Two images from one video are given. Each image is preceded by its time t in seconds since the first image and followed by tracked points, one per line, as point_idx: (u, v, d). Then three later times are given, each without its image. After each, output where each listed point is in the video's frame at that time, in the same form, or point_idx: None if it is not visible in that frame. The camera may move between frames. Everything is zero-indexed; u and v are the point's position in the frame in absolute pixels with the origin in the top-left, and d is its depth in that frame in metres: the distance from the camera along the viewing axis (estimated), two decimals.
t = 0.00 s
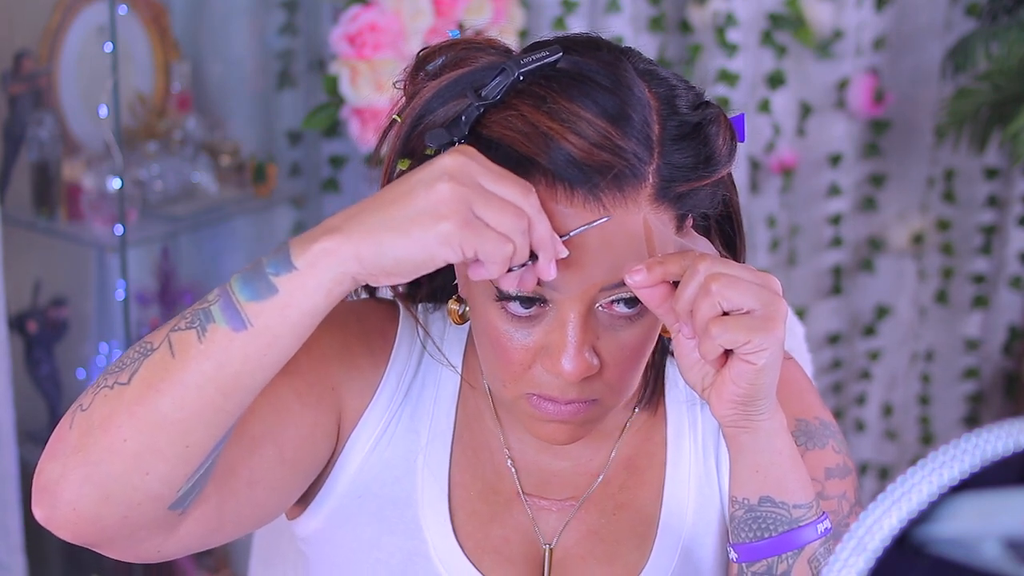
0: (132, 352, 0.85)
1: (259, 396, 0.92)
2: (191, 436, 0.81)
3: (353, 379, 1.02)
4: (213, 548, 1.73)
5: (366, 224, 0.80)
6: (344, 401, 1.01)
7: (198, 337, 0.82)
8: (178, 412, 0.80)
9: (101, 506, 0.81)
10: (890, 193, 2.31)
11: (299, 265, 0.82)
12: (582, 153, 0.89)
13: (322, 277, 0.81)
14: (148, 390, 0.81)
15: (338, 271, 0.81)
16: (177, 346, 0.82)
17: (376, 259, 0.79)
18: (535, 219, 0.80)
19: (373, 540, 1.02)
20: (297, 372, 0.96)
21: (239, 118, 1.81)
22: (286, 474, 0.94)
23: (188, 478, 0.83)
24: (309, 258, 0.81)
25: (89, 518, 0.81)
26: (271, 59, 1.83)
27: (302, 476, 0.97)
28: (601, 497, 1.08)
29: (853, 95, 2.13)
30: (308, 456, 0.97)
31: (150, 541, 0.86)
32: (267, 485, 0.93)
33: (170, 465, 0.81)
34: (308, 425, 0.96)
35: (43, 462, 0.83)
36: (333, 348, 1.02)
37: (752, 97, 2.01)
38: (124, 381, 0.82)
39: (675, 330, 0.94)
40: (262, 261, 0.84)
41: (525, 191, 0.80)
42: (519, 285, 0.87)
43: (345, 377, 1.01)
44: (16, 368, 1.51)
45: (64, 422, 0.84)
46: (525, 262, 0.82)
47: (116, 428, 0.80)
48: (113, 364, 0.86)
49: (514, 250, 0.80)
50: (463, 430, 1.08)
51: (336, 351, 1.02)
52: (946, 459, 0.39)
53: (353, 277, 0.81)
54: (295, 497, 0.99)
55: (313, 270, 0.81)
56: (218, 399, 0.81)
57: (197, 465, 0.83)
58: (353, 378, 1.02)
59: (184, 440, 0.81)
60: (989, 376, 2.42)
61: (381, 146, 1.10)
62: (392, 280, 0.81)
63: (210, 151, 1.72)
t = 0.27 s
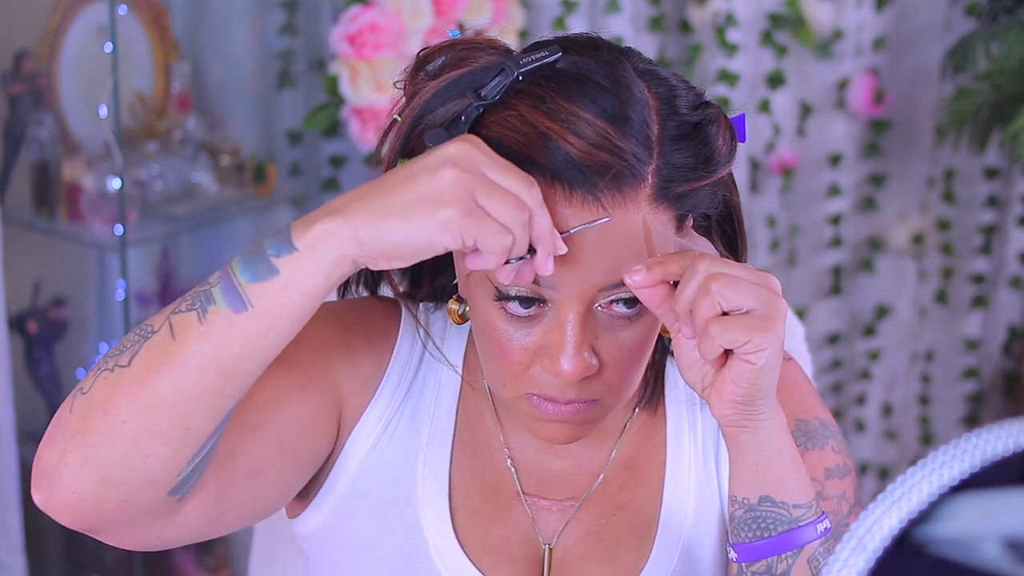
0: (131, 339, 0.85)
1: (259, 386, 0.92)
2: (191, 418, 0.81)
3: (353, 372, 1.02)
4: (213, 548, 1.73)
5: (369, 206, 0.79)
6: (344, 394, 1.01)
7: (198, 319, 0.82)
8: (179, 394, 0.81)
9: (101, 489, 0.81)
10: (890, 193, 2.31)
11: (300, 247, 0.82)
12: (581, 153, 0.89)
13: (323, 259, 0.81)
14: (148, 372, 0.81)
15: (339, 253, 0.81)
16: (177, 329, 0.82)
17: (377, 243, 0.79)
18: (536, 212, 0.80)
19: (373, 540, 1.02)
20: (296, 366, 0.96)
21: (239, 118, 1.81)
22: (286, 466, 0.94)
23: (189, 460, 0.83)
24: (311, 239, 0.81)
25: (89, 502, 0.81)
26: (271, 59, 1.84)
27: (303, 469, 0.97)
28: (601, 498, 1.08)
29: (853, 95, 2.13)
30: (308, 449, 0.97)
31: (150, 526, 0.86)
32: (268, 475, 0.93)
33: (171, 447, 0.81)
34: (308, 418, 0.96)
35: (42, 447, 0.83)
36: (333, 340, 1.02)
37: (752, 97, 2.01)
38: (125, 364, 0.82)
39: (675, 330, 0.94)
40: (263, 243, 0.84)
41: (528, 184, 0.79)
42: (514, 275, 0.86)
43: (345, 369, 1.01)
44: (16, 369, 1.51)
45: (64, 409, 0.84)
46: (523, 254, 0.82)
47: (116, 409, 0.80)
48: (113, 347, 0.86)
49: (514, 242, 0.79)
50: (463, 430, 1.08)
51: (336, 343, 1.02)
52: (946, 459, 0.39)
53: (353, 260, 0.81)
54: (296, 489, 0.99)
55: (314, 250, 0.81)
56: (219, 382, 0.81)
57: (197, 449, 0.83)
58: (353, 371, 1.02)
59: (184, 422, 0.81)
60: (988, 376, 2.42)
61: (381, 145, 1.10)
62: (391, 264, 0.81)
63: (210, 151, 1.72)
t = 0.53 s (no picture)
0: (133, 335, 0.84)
1: (259, 383, 0.91)
2: (193, 414, 0.81)
3: (355, 370, 1.02)
4: (213, 548, 1.73)
5: (371, 204, 0.80)
6: (346, 392, 1.01)
7: (201, 314, 0.82)
8: (180, 390, 0.80)
9: (102, 485, 0.81)
10: (890, 193, 2.31)
11: (302, 243, 0.81)
12: (581, 153, 0.89)
13: (326, 255, 0.81)
14: (151, 368, 0.81)
15: (341, 249, 0.81)
16: (180, 324, 0.82)
17: (379, 240, 0.79)
18: (540, 211, 0.80)
19: (374, 538, 1.02)
20: (298, 362, 0.96)
21: (239, 118, 1.81)
22: (287, 461, 0.94)
23: (190, 457, 0.83)
24: (314, 235, 0.81)
25: (91, 498, 0.81)
26: (271, 59, 1.84)
27: (304, 467, 0.97)
28: (602, 497, 1.08)
29: (853, 95, 2.13)
30: (309, 446, 0.97)
31: (151, 522, 0.86)
32: (269, 471, 0.93)
33: (173, 444, 0.81)
34: (310, 415, 0.96)
35: (46, 442, 0.83)
36: (335, 339, 1.02)
37: (752, 97, 2.01)
38: (127, 360, 0.82)
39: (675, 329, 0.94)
40: (266, 239, 0.83)
41: (532, 181, 0.80)
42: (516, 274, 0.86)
43: (347, 368, 1.01)
44: (16, 369, 1.51)
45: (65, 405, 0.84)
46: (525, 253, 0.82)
47: (119, 405, 0.80)
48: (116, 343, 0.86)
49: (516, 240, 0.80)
50: (464, 429, 1.08)
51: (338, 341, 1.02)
52: (946, 459, 0.39)
53: (355, 256, 0.81)
54: (297, 488, 0.99)
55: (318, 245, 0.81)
56: (221, 377, 0.81)
57: (200, 443, 0.83)
58: (355, 369, 1.02)
59: (186, 418, 0.81)
60: (988, 376, 2.42)
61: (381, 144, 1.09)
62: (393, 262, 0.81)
63: (210, 151, 1.72)
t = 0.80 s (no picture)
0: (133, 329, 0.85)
1: (259, 378, 0.92)
2: (194, 408, 0.81)
3: (354, 369, 1.02)
4: (213, 548, 1.73)
5: (372, 197, 0.80)
6: (346, 390, 1.01)
7: (201, 308, 0.82)
8: (181, 383, 0.80)
9: (102, 479, 0.81)
10: (890, 193, 2.31)
11: (303, 236, 0.81)
12: (575, 152, 0.89)
13: (327, 248, 0.81)
14: (151, 362, 0.81)
15: (343, 242, 0.81)
16: (181, 318, 0.82)
17: (382, 234, 0.79)
18: (542, 206, 0.80)
19: (373, 536, 1.02)
20: (297, 359, 0.97)
21: (239, 118, 1.81)
22: (287, 460, 0.95)
23: (190, 452, 0.83)
24: (315, 228, 0.81)
25: (91, 493, 0.81)
26: (271, 59, 1.83)
27: (304, 464, 0.97)
28: (600, 494, 1.08)
29: (853, 95, 2.13)
30: (309, 444, 0.97)
31: (152, 517, 0.87)
32: (268, 471, 0.93)
33: (174, 439, 0.81)
34: (310, 412, 0.96)
35: (46, 437, 0.83)
36: (336, 337, 1.02)
37: (752, 97, 2.01)
38: (129, 353, 0.82)
39: (670, 327, 0.93)
40: (267, 233, 0.83)
41: (534, 178, 0.80)
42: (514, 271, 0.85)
43: (347, 366, 1.01)
44: (16, 369, 1.51)
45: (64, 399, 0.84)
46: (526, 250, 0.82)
47: (119, 400, 0.80)
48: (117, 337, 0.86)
49: (518, 236, 0.79)
50: (463, 426, 1.08)
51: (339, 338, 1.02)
52: (946, 459, 0.39)
53: (356, 249, 0.81)
54: (296, 485, 0.99)
55: (319, 238, 0.81)
56: (222, 371, 0.81)
57: (200, 439, 0.83)
58: (355, 367, 1.02)
59: (187, 412, 0.81)
60: (989, 376, 2.42)
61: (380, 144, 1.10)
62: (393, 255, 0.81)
63: (210, 151, 1.72)
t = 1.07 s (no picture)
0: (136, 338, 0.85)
1: (265, 386, 0.92)
2: (199, 422, 0.81)
3: (355, 372, 1.02)
4: (213, 548, 1.73)
5: (381, 213, 0.80)
6: (347, 393, 1.01)
7: (207, 322, 0.82)
8: (186, 397, 0.80)
9: (106, 490, 0.81)
10: (890, 193, 2.31)
11: (311, 252, 0.81)
12: (575, 150, 0.89)
13: (335, 264, 0.81)
14: (156, 374, 0.81)
15: (351, 258, 0.81)
16: (185, 332, 0.82)
17: (391, 248, 0.79)
18: (549, 217, 0.80)
19: (373, 536, 1.02)
20: (301, 366, 0.97)
21: (239, 118, 1.81)
22: (289, 463, 0.94)
23: (195, 465, 0.83)
24: (322, 244, 0.81)
25: (95, 503, 0.81)
26: (271, 59, 1.83)
27: (304, 466, 0.97)
28: (601, 494, 1.07)
29: (853, 95, 2.13)
30: (310, 446, 0.96)
31: (156, 526, 0.87)
32: (271, 474, 0.93)
33: (179, 451, 0.81)
34: (311, 413, 0.96)
35: (48, 447, 0.83)
36: (337, 342, 1.02)
37: (752, 97, 2.01)
38: (133, 365, 0.82)
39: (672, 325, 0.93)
40: (273, 246, 0.83)
41: (542, 189, 0.80)
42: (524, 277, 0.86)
43: (348, 370, 1.01)
44: (16, 369, 1.51)
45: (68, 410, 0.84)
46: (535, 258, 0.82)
47: (124, 412, 0.80)
48: (121, 347, 0.86)
49: (528, 246, 0.80)
50: (463, 426, 1.08)
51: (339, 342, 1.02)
52: (946, 459, 0.39)
53: (364, 264, 0.81)
54: (296, 489, 0.99)
55: (328, 256, 0.81)
56: (227, 384, 0.81)
57: (204, 452, 0.83)
58: (355, 370, 1.02)
59: (192, 426, 0.81)
60: (989, 375, 2.42)
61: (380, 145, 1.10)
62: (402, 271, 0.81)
63: (210, 151, 1.72)
